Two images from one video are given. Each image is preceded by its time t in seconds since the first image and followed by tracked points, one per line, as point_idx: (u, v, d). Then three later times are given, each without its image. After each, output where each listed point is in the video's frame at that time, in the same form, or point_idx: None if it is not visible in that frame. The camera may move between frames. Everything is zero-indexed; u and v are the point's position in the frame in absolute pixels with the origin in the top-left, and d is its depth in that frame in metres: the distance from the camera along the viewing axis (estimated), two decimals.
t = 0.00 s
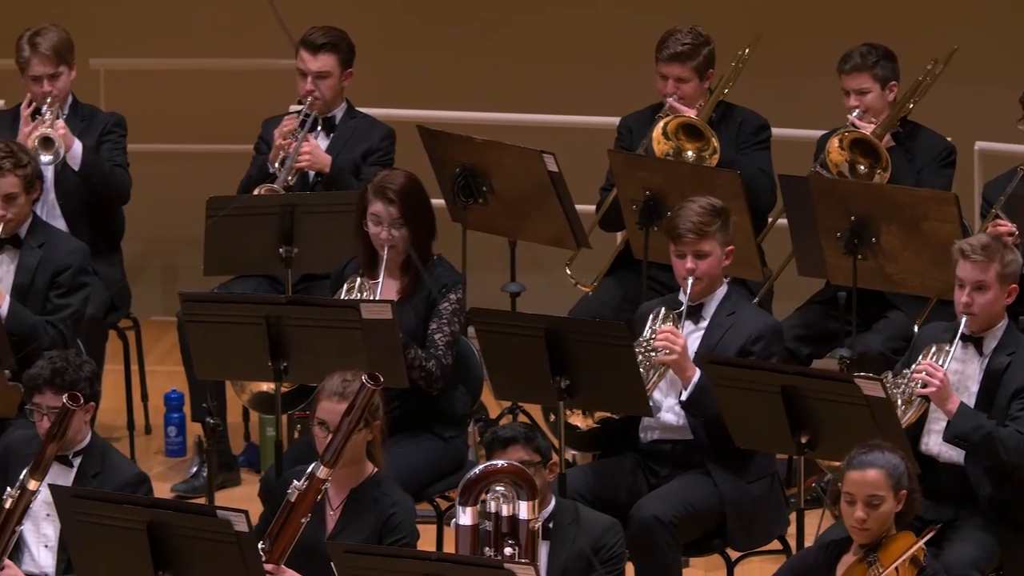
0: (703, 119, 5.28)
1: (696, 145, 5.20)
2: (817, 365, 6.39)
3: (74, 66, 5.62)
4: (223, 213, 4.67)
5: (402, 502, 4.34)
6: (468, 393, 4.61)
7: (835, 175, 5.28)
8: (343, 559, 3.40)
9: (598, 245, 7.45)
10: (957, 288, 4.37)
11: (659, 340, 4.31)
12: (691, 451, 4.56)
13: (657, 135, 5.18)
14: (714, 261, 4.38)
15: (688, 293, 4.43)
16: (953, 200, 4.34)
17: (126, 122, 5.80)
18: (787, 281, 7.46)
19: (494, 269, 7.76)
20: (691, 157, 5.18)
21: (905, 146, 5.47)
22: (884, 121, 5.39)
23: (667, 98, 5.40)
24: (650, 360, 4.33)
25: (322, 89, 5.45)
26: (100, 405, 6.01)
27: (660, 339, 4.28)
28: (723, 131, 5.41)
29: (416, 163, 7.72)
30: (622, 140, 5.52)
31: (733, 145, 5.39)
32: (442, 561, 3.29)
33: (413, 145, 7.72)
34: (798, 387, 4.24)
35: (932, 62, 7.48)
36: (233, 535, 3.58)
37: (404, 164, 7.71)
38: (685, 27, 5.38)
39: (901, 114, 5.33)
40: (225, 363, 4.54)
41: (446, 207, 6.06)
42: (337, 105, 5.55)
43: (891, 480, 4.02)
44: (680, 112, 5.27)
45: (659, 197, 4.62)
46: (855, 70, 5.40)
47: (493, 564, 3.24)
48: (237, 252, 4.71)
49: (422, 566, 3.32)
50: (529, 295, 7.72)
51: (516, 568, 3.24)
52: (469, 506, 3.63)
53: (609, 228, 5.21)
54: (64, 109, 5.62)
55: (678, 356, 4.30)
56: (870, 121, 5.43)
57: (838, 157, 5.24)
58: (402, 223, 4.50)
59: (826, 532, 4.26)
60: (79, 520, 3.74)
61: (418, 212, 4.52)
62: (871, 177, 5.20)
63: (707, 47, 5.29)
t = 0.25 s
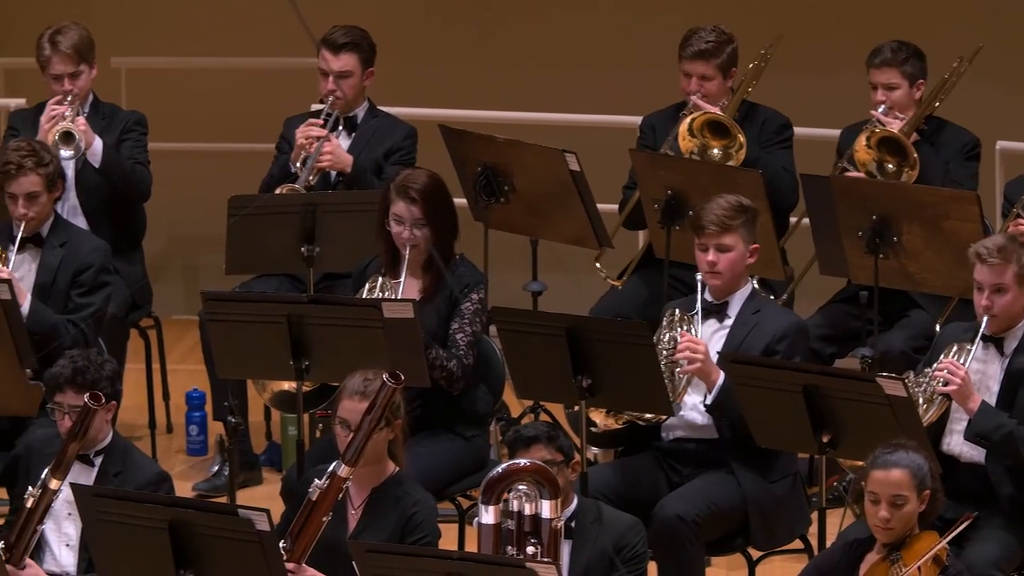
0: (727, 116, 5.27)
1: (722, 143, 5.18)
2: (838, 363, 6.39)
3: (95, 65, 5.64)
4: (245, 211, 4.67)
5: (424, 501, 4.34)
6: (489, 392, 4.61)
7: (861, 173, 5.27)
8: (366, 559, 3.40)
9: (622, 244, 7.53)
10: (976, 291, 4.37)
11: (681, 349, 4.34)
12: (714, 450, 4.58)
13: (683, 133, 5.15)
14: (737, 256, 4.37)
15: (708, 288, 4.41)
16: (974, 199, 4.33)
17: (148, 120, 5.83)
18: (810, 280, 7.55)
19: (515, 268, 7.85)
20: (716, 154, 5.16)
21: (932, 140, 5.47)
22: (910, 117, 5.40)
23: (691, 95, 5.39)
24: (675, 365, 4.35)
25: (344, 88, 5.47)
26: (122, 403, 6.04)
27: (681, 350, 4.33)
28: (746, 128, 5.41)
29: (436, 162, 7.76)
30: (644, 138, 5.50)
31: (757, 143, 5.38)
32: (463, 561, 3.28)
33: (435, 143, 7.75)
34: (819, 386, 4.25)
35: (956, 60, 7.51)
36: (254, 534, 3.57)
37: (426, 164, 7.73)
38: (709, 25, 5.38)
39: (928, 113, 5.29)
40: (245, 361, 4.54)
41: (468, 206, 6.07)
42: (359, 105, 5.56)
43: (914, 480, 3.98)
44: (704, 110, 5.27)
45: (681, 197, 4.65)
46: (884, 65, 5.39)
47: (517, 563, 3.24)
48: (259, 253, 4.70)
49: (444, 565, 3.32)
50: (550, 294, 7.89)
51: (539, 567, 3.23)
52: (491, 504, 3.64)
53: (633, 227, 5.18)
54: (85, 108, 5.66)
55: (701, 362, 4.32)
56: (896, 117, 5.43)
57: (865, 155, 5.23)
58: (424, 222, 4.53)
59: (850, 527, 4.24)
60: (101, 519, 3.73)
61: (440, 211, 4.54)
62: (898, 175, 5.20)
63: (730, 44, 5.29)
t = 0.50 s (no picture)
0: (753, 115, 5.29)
1: (747, 141, 5.24)
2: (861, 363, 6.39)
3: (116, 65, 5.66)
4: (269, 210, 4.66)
5: (447, 501, 4.33)
6: (512, 391, 4.61)
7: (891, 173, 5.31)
8: (389, 557, 3.40)
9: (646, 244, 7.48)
10: (995, 292, 4.29)
11: (709, 344, 4.33)
12: (737, 451, 4.59)
13: (708, 130, 5.22)
14: (763, 255, 4.42)
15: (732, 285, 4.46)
16: (996, 199, 4.34)
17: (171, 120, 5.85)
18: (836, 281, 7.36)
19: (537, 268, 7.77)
20: (742, 152, 5.23)
21: (960, 140, 5.48)
22: (938, 117, 5.39)
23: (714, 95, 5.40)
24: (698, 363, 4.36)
25: (366, 88, 5.47)
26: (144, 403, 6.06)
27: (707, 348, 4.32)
28: (770, 128, 5.43)
29: (459, 161, 7.67)
30: (668, 138, 5.55)
31: (781, 142, 5.40)
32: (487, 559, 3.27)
33: (457, 142, 7.65)
34: (841, 385, 4.24)
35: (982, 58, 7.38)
36: (276, 533, 3.56)
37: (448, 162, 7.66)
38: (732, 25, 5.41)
39: (955, 112, 5.33)
40: (267, 360, 4.54)
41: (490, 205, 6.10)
42: (381, 104, 5.58)
43: (937, 480, 3.87)
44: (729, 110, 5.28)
45: (704, 196, 4.70)
46: (909, 67, 5.40)
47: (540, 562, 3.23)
48: (282, 252, 4.70)
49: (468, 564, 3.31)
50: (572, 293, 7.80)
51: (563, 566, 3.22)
52: (516, 505, 3.61)
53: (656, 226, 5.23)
54: (107, 108, 5.67)
55: (728, 359, 4.33)
56: (924, 118, 5.43)
57: (895, 156, 5.28)
58: (446, 223, 4.54)
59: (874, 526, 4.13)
60: (123, 519, 3.71)
61: (461, 211, 4.54)
62: (929, 173, 5.26)
63: (754, 44, 5.32)
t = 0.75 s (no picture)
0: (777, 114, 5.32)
1: (770, 141, 5.27)
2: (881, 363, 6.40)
3: (138, 64, 5.66)
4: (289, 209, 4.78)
5: (469, 500, 4.28)
6: (534, 390, 4.61)
7: (920, 173, 5.35)
8: (411, 557, 3.35)
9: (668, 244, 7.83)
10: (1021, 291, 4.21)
11: (727, 337, 4.34)
12: (759, 450, 4.60)
13: (732, 130, 5.27)
14: (785, 257, 4.43)
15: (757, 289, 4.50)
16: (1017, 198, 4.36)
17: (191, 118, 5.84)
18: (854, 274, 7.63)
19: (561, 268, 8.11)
20: (765, 152, 5.25)
21: (985, 138, 5.50)
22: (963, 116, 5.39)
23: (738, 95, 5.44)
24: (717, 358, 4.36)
25: (389, 88, 5.49)
26: (166, 402, 6.10)
27: (727, 340, 4.32)
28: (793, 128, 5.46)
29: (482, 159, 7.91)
30: (691, 138, 5.60)
31: (803, 142, 5.42)
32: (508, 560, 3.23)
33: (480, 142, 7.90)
34: (863, 385, 4.22)
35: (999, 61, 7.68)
36: (299, 533, 3.52)
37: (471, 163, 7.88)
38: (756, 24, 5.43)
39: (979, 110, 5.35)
40: (288, 359, 4.54)
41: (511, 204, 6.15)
42: (404, 103, 5.60)
43: (961, 481, 3.80)
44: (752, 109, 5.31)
45: (727, 196, 4.75)
46: (932, 67, 5.40)
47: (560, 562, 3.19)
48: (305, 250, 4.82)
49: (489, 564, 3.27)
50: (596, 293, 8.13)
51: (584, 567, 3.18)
52: (542, 505, 3.55)
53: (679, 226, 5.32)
54: (129, 107, 5.67)
55: (746, 352, 4.33)
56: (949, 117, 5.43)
57: (923, 157, 5.32)
58: (467, 223, 4.54)
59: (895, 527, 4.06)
60: (145, 518, 3.67)
61: (482, 211, 4.55)
62: (958, 172, 5.29)
63: (777, 44, 5.33)
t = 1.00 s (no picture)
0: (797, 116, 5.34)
1: (792, 142, 5.25)
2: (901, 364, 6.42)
3: (158, 65, 5.68)
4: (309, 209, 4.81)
5: (490, 500, 4.26)
6: (555, 391, 4.62)
7: (940, 172, 5.37)
8: (432, 558, 3.34)
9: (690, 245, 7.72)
10: None
11: (747, 336, 4.33)
12: (779, 451, 4.59)
13: (753, 132, 5.24)
14: (806, 259, 4.45)
15: (779, 292, 4.52)
16: None
17: (212, 118, 5.87)
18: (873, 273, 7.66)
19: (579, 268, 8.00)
20: (787, 154, 5.24)
21: (1005, 138, 5.53)
22: (983, 116, 5.42)
23: (758, 94, 5.43)
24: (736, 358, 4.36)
25: (410, 88, 5.52)
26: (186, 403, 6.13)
27: (747, 339, 4.31)
28: (814, 128, 5.48)
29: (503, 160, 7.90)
30: (711, 138, 5.62)
31: (824, 142, 5.45)
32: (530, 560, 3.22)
33: (501, 143, 7.90)
34: (883, 385, 4.21)
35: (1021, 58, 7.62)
36: (320, 533, 3.50)
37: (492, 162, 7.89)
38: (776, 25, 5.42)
39: (999, 110, 5.34)
40: (309, 360, 4.54)
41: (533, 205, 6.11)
42: (425, 103, 5.61)
43: (980, 484, 3.77)
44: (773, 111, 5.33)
45: (746, 196, 4.76)
46: (951, 67, 5.42)
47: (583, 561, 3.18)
48: (327, 251, 4.85)
49: (510, 564, 3.26)
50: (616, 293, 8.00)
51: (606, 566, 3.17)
52: (567, 506, 3.53)
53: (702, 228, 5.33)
54: (150, 107, 5.70)
55: (764, 352, 4.33)
56: (968, 117, 5.45)
57: (942, 156, 5.32)
58: (488, 223, 4.54)
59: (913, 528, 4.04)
60: (166, 518, 3.66)
61: (502, 211, 4.55)
62: (977, 171, 5.30)
63: (798, 45, 5.34)
